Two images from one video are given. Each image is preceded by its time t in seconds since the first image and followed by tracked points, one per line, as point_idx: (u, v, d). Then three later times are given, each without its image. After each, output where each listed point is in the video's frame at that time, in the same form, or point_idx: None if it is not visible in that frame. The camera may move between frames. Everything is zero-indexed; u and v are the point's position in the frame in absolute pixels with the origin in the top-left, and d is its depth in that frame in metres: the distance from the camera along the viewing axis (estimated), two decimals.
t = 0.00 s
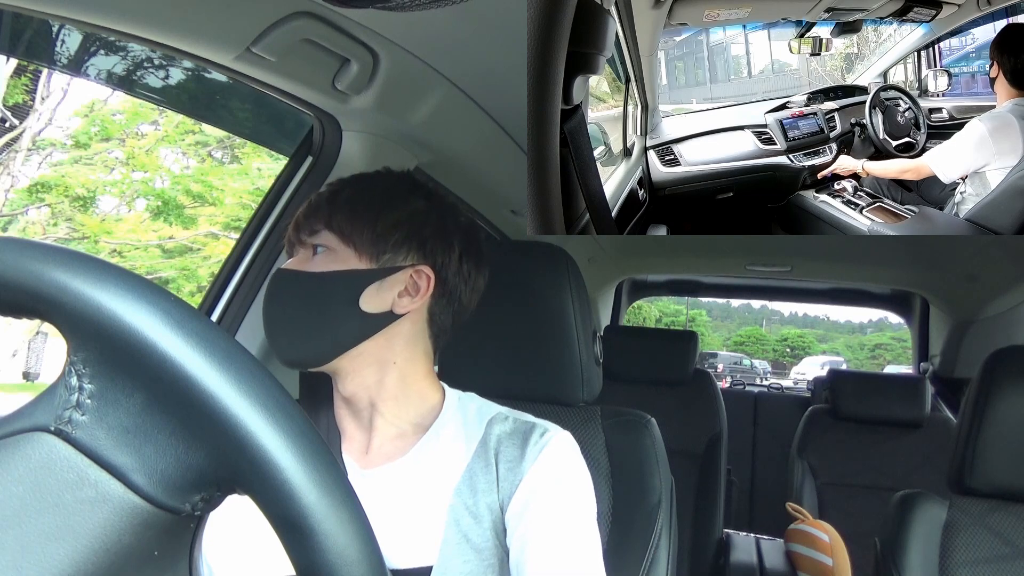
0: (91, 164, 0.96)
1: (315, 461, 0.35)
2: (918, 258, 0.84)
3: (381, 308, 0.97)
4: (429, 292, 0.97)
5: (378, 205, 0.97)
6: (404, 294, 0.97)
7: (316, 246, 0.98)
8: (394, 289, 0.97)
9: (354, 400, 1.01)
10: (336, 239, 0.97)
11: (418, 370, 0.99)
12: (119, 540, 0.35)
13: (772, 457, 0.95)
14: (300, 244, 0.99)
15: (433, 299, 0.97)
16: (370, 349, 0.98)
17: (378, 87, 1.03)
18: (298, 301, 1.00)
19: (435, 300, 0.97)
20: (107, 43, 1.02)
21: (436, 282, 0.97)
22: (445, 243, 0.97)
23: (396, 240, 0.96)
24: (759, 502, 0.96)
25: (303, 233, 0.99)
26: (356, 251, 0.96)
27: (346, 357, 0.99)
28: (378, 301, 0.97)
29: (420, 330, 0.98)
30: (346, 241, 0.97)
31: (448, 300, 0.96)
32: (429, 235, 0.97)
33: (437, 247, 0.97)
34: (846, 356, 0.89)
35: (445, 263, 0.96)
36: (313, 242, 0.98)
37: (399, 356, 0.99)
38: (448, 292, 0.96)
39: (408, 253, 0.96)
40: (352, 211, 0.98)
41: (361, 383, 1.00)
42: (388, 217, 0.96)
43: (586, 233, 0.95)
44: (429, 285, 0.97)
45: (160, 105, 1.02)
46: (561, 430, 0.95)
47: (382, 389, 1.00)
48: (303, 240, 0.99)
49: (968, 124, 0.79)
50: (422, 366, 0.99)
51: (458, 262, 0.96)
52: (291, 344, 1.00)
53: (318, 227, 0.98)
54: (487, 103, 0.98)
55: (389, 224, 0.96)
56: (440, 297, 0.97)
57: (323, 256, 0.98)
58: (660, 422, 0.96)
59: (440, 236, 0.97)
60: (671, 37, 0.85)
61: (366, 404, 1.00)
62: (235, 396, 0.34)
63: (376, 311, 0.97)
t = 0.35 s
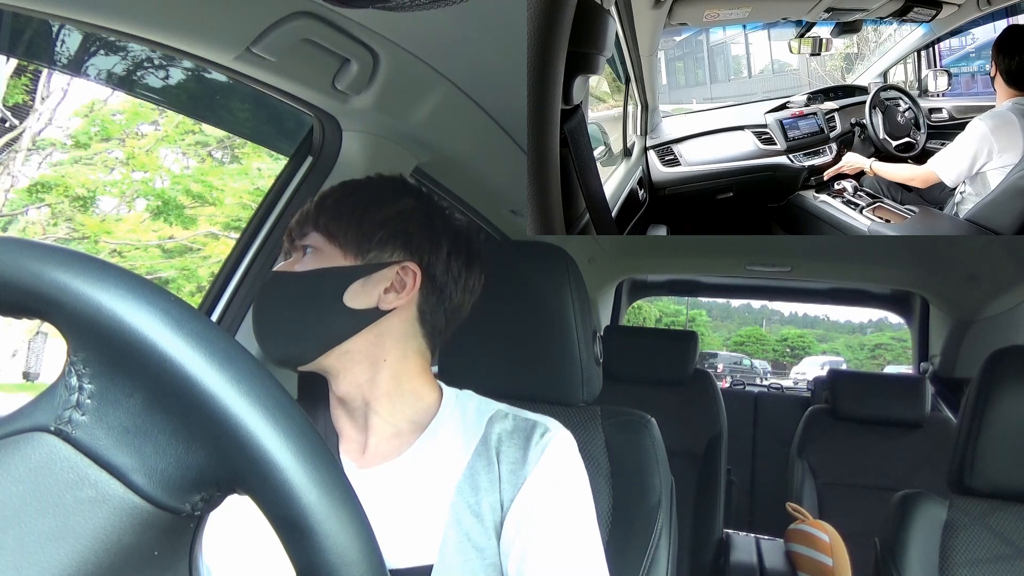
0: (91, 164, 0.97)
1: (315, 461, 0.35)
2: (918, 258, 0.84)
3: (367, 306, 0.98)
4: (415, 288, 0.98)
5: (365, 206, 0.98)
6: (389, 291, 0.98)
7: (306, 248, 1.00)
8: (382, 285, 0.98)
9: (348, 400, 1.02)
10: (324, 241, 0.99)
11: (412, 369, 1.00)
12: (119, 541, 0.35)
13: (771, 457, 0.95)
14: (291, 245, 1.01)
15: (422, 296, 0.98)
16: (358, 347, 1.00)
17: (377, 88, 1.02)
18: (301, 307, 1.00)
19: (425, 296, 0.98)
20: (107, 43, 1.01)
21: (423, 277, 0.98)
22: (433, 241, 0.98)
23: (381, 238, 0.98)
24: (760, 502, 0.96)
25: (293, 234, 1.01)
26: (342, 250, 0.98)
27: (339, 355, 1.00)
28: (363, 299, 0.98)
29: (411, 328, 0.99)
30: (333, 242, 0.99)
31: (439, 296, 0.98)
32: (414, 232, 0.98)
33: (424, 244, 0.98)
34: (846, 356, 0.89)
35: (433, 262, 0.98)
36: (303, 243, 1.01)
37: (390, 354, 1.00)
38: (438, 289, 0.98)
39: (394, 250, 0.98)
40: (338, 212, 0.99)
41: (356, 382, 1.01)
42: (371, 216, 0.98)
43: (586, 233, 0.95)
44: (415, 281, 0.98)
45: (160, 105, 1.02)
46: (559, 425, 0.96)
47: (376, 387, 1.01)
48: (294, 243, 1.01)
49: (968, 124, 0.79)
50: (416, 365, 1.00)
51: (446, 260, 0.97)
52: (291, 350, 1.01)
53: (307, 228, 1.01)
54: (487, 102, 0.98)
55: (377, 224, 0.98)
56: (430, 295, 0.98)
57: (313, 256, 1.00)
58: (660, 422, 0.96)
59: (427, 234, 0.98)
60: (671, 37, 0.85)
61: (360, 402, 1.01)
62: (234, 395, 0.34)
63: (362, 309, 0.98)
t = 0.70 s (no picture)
0: (91, 164, 0.97)
1: (315, 461, 0.35)
2: (917, 258, 0.83)
3: (366, 307, 0.99)
4: (415, 290, 0.98)
5: (364, 206, 0.99)
6: (388, 293, 0.98)
7: (306, 248, 1.01)
8: (382, 287, 0.99)
9: (349, 401, 1.01)
10: (323, 241, 1.00)
11: (412, 369, 1.00)
12: (119, 541, 0.35)
13: (771, 458, 0.94)
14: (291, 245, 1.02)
15: (422, 297, 0.98)
16: (357, 349, 1.00)
17: (377, 88, 1.02)
18: (302, 308, 1.00)
19: (425, 297, 0.98)
20: (107, 43, 1.02)
21: (422, 278, 0.98)
22: (433, 242, 0.98)
23: (381, 238, 0.98)
24: (760, 502, 0.96)
25: (292, 234, 1.01)
26: (341, 251, 0.99)
27: (338, 357, 1.00)
28: (362, 300, 0.98)
29: (410, 329, 0.99)
30: (333, 243, 0.99)
31: (439, 299, 0.98)
32: (414, 232, 0.98)
33: (424, 244, 0.98)
34: (846, 356, 0.88)
35: (433, 262, 0.98)
36: (303, 243, 1.01)
37: (389, 355, 1.00)
38: (438, 290, 0.98)
39: (394, 251, 0.98)
40: (337, 211, 1.00)
41: (356, 383, 1.01)
42: (372, 216, 0.98)
43: (586, 233, 0.95)
44: (414, 283, 0.98)
45: (160, 105, 1.02)
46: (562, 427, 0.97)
47: (377, 389, 1.01)
48: (294, 242, 1.01)
49: (969, 124, 0.79)
50: (417, 365, 1.00)
51: (446, 260, 0.97)
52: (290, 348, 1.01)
53: (306, 228, 1.01)
54: (487, 103, 0.98)
55: (377, 224, 0.98)
56: (429, 295, 0.98)
57: (312, 257, 1.00)
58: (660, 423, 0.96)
59: (427, 234, 0.98)
60: (672, 37, 0.86)
61: (361, 403, 1.01)
62: (234, 396, 0.34)
63: (362, 310, 0.99)
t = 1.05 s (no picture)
0: (91, 164, 0.97)
1: (316, 461, 0.35)
2: (917, 257, 0.83)
3: (368, 315, 0.98)
4: (418, 298, 0.98)
5: (367, 207, 0.98)
6: (392, 300, 0.98)
7: (305, 249, 1.01)
8: (384, 295, 0.98)
9: (351, 406, 1.01)
10: (324, 242, 1.00)
11: (415, 373, 1.00)
12: (119, 541, 0.35)
13: (772, 458, 0.94)
14: (291, 246, 1.01)
15: (428, 305, 0.98)
16: (358, 357, 1.00)
17: (377, 88, 1.02)
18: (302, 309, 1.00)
19: (428, 305, 0.98)
20: (107, 43, 1.01)
21: (425, 287, 0.98)
22: (437, 245, 0.98)
23: (385, 243, 0.98)
24: (760, 502, 0.95)
25: (293, 235, 1.01)
26: (343, 255, 0.98)
27: (341, 363, 1.00)
28: (364, 308, 0.98)
29: (412, 336, 0.99)
30: (333, 245, 0.99)
31: (443, 302, 0.97)
32: (419, 236, 0.98)
33: (427, 248, 0.98)
34: (846, 356, 0.88)
35: (438, 266, 0.98)
36: (303, 244, 1.01)
37: (392, 362, 1.00)
38: (442, 295, 0.98)
39: (398, 258, 0.98)
40: (339, 212, 1.00)
41: (358, 389, 1.01)
42: (376, 219, 0.98)
43: (586, 233, 0.95)
44: (417, 291, 0.98)
45: (160, 105, 1.02)
46: (563, 426, 0.97)
47: (380, 395, 1.01)
48: (294, 242, 1.01)
49: (970, 124, 0.79)
50: (420, 369, 0.99)
51: (451, 263, 0.97)
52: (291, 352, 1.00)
53: (308, 229, 1.01)
54: (488, 103, 0.98)
55: (380, 226, 0.98)
56: (433, 300, 0.98)
57: (312, 258, 1.00)
58: (660, 423, 0.96)
59: (431, 237, 0.98)
60: (672, 37, 0.86)
61: (363, 406, 1.01)
62: (234, 396, 0.34)
63: (363, 318, 0.98)
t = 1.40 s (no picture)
0: (91, 164, 0.98)
1: (316, 462, 0.36)
2: (917, 257, 0.83)
3: (358, 315, 0.98)
4: (408, 296, 0.98)
5: (355, 207, 0.99)
6: (382, 299, 0.98)
7: (294, 251, 1.01)
8: (372, 295, 0.98)
9: (344, 406, 1.02)
10: (313, 244, 1.00)
11: (406, 372, 1.00)
12: (120, 541, 0.35)
13: (772, 458, 0.94)
14: (280, 247, 1.01)
15: (417, 302, 0.98)
16: (348, 358, 1.00)
17: (377, 88, 1.02)
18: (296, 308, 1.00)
19: (418, 302, 0.98)
20: (107, 43, 1.01)
21: (415, 286, 0.98)
22: (426, 243, 0.98)
23: (374, 241, 0.98)
24: (760, 503, 0.95)
25: (282, 237, 1.01)
26: (333, 255, 0.99)
27: (333, 364, 1.00)
28: (354, 308, 0.98)
29: (403, 334, 0.99)
30: (322, 246, 0.99)
31: (433, 300, 0.98)
32: (408, 235, 0.98)
33: (416, 246, 0.98)
34: (846, 356, 0.88)
35: (427, 265, 0.98)
36: (292, 245, 1.01)
37: (383, 361, 1.00)
38: (432, 292, 0.98)
39: (387, 257, 0.98)
40: (328, 213, 1.00)
41: (349, 389, 1.01)
42: (363, 218, 0.98)
43: (586, 233, 0.95)
44: (408, 289, 0.98)
45: (160, 105, 1.02)
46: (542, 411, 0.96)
47: (371, 393, 1.00)
48: (282, 243, 1.01)
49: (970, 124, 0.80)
50: (411, 367, 0.99)
51: (440, 260, 0.98)
52: (284, 349, 0.99)
53: (296, 230, 1.01)
54: (488, 103, 0.98)
55: (369, 225, 0.98)
56: (424, 300, 0.98)
57: (301, 259, 1.00)
58: (660, 423, 0.95)
59: (419, 234, 0.98)
60: (672, 37, 0.86)
61: (356, 406, 1.01)
62: (234, 396, 0.34)
63: (354, 318, 0.98)
